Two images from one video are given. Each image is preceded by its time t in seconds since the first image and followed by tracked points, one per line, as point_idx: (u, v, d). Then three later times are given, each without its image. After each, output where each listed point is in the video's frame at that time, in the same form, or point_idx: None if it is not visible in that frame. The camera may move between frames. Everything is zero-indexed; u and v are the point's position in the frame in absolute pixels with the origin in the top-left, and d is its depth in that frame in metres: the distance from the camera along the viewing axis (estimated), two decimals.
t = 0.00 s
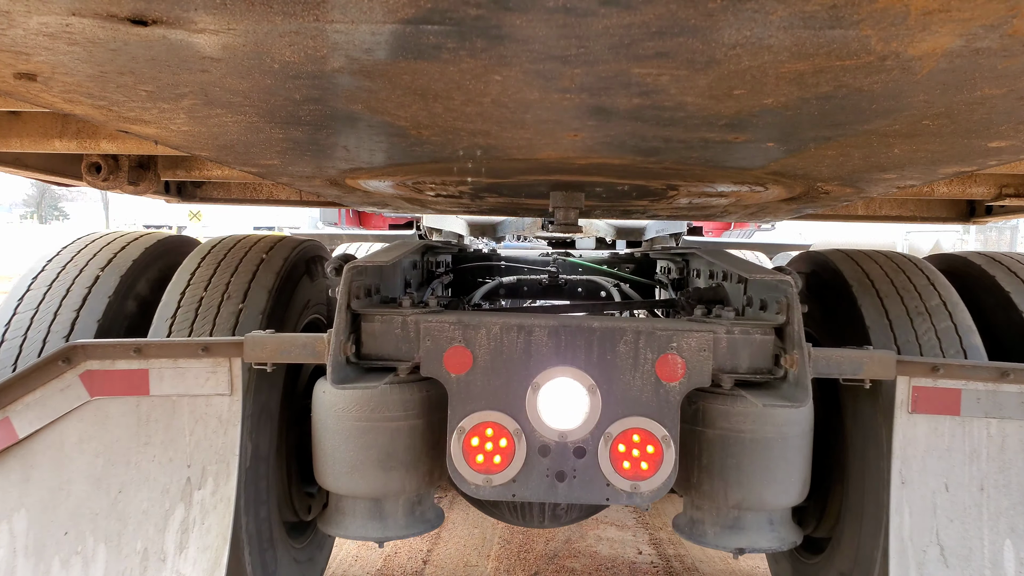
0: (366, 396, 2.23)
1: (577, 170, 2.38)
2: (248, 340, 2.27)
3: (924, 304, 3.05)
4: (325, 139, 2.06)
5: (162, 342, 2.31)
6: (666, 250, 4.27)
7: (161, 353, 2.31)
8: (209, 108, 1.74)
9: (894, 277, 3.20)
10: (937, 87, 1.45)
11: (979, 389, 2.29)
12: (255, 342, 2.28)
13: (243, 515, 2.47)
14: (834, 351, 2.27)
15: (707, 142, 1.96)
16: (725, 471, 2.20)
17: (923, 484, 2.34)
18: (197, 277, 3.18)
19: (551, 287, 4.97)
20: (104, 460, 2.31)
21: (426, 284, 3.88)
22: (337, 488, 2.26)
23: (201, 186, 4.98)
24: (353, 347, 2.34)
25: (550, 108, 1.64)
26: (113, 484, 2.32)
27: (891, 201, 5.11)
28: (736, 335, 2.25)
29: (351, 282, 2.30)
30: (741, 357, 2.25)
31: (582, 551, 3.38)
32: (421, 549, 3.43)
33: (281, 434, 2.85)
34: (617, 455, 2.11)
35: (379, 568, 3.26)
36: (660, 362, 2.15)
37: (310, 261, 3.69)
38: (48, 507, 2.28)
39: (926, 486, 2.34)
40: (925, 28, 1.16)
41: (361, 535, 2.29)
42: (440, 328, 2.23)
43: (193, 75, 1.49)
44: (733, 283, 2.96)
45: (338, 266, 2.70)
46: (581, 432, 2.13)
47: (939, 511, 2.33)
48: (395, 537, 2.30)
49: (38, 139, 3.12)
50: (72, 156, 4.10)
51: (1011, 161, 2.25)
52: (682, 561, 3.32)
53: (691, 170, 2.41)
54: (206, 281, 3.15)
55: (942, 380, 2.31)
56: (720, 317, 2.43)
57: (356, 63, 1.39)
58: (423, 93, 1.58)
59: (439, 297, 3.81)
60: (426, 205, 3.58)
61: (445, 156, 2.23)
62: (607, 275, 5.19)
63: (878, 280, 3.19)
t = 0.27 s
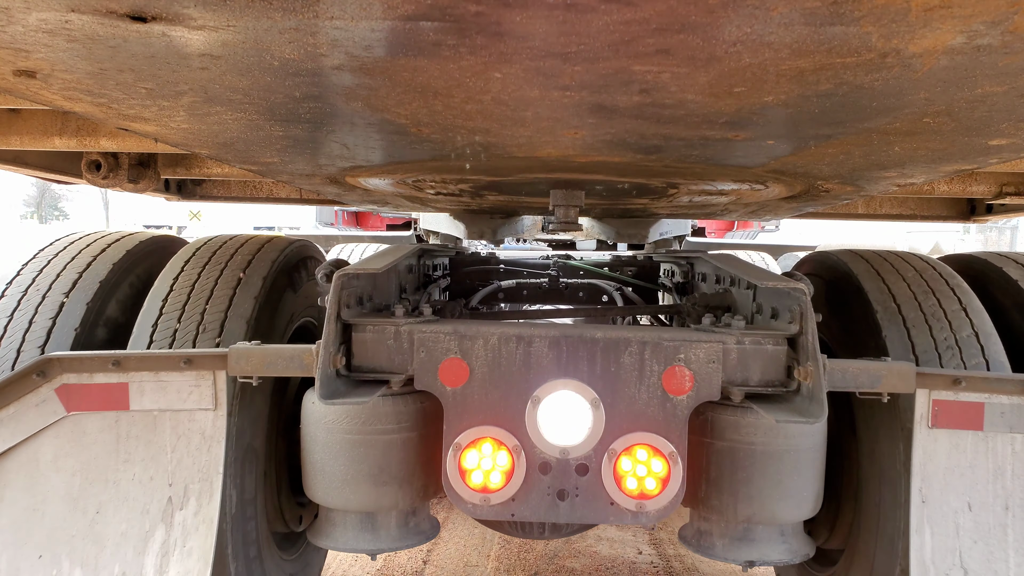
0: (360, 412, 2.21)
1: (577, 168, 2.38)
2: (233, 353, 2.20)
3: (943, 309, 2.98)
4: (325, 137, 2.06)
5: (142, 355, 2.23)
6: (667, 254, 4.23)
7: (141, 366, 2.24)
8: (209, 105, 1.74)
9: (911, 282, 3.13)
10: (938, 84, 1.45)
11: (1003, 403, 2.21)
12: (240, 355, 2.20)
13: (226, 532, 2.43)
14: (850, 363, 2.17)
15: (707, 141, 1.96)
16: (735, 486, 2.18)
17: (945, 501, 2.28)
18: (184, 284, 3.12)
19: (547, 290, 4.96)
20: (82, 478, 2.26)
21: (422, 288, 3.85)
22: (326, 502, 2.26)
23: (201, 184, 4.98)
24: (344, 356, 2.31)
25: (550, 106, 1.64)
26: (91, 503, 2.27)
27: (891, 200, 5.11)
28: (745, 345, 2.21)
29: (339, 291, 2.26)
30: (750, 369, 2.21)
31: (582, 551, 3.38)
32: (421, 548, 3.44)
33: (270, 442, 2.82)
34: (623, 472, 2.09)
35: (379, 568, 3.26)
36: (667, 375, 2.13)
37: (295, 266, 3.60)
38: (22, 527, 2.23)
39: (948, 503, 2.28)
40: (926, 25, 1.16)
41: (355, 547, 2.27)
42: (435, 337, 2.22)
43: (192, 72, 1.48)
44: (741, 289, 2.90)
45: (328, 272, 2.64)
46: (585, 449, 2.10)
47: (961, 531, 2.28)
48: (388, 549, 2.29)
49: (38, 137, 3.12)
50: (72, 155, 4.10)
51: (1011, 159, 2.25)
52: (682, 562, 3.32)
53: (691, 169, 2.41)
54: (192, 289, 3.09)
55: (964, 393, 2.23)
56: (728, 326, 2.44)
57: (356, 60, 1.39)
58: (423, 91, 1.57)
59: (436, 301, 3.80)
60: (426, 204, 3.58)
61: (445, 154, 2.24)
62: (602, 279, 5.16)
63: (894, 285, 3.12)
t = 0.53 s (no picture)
0: (359, 418, 2.21)
1: (577, 168, 2.38)
2: (228, 359, 2.19)
3: (951, 317, 2.97)
4: (325, 137, 2.06)
5: (136, 362, 2.21)
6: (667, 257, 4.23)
7: (135, 373, 2.22)
8: (209, 105, 1.74)
9: (920, 289, 3.12)
10: (938, 84, 1.45)
11: (1009, 409, 2.20)
12: (235, 361, 2.19)
13: (221, 539, 2.44)
14: (856, 369, 2.16)
15: (707, 141, 1.96)
16: (737, 492, 2.19)
17: (951, 508, 2.28)
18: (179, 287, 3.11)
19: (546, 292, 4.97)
20: (75, 486, 2.26)
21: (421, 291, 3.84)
22: (325, 507, 2.26)
23: (201, 184, 4.98)
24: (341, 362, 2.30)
25: (550, 106, 1.64)
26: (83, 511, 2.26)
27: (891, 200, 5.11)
28: (746, 351, 2.19)
29: (337, 296, 2.25)
30: (754, 375, 2.19)
31: (582, 551, 3.38)
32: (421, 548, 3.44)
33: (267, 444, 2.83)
34: (624, 479, 2.10)
35: (379, 568, 3.27)
36: (669, 381, 2.12)
37: (291, 268, 3.59)
38: (14, 536, 2.22)
39: (953, 511, 2.28)
40: (926, 25, 1.16)
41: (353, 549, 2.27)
42: (434, 343, 2.22)
43: (192, 72, 1.48)
44: (743, 293, 2.90)
45: (326, 276, 2.64)
46: (585, 457, 2.11)
47: (967, 538, 2.28)
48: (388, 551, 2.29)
49: (38, 137, 3.12)
50: (72, 154, 4.10)
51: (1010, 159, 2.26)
52: (682, 562, 3.32)
53: (691, 169, 2.41)
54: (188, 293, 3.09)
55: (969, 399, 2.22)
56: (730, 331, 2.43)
57: (356, 60, 1.39)
58: (423, 91, 1.57)
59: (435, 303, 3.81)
60: (426, 204, 3.58)
61: (445, 154, 2.24)
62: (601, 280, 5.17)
63: (902, 292, 3.11)
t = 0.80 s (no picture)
0: (360, 417, 2.21)
1: (576, 169, 2.38)
2: (229, 359, 2.19)
3: (949, 315, 2.97)
4: (325, 138, 2.06)
5: (138, 361, 2.22)
6: (667, 256, 4.23)
7: (138, 372, 2.23)
8: (209, 106, 1.74)
9: (918, 288, 3.12)
10: (938, 85, 1.45)
11: (1007, 408, 2.20)
12: (236, 360, 2.19)
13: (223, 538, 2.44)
14: (853, 369, 2.16)
15: (707, 141, 1.96)
16: (737, 490, 2.19)
17: (948, 507, 2.28)
18: (180, 287, 3.11)
19: (546, 292, 4.97)
20: (78, 484, 2.26)
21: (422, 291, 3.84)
22: (326, 505, 2.26)
23: (201, 185, 4.98)
24: (342, 361, 2.31)
25: (550, 107, 1.64)
26: (87, 509, 2.26)
27: (891, 200, 5.11)
28: (746, 350, 2.19)
29: (338, 295, 2.25)
30: (753, 374, 2.20)
31: (582, 551, 3.38)
32: (420, 548, 3.44)
33: (268, 444, 2.83)
34: (624, 477, 2.10)
35: (378, 568, 3.27)
36: (668, 381, 2.13)
37: (292, 267, 3.58)
38: (17, 535, 2.22)
39: (950, 509, 2.28)
40: (926, 26, 1.16)
41: (354, 549, 2.27)
42: (434, 342, 2.22)
43: (192, 73, 1.48)
44: (743, 292, 2.90)
45: (327, 275, 2.64)
46: (585, 455, 2.11)
47: (965, 537, 2.28)
48: (389, 551, 2.29)
49: (38, 137, 3.12)
50: (72, 155, 4.10)
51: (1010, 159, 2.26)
52: (682, 562, 3.32)
53: (690, 169, 2.41)
54: (190, 292, 3.09)
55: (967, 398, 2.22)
56: (729, 330, 2.43)
57: (356, 61, 1.39)
58: (422, 91, 1.58)
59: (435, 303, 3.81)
60: (426, 204, 3.58)
61: (444, 155, 2.24)
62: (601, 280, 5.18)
63: (900, 290, 3.12)
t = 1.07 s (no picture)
0: (360, 416, 2.22)
1: (576, 169, 2.38)
2: (230, 358, 2.19)
3: (947, 313, 2.98)
4: (324, 138, 2.06)
5: (139, 360, 2.23)
6: (667, 255, 4.23)
7: (138, 371, 2.23)
8: (209, 106, 1.74)
9: (916, 287, 3.12)
10: (938, 85, 1.45)
11: (1006, 407, 2.21)
12: (237, 359, 2.20)
13: (223, 537, 2.44)
14: (853, 367, 2.16)
15: (707, 141, 1.96)
16: (736, 489, 2.19)
17: (947, 506, 2.28)
18: (181, 286, 3.11)
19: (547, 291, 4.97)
20: (79, 483, 2.26)
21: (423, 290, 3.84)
22: (326, 505, 2.26)
23: (201, 185, 4.98)
24: (343, 359, 2.31)
25: (550, 107, 1.64)
26: (87, 508, 2.26)
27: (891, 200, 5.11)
28: (746, 349, 2.20)
29: (338, 295, 2.25)
30: (752, 373, 2.20)
31: (582, 551, 3.38)
32: (420, 548, 3.44)
33: (269, 443, 2.83)
34: (624, 476, 2.10)
35: (378, 568, 3.26)
36: (667, 380, 2.13)
37: (292, 267, 3.58)
38: (17, 535, 2.21)
39: (949, 508, 2.28)
40: (926, 26, 1.16)
41: (354, 548, 2.27)
42: (435, 341, 2.22)
43: (192, 73, 1.49)
44: (742, 291, 2.90)
45: (327, 275, 2.64)
46: (585, 454, 2.09)
47: (963, 535, 2.28)
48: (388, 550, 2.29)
49: (38, 138, 3.12)
50: (72, 155, 4.10)
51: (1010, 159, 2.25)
52: (682, 562, 3.32)
53: (690, 169, 2.41)
54: (191, 291, 3.09)
55: (966, 396, 2.22)
56: (729, 330, 2.43)
57: (356, 61, 1.39)
58: (422, 92, 1.58)
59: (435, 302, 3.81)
60: (426, 204, 3.58)
61: (444, 155, 2.24)
62: (602, 279, 5.18)
63: (899, 289, 3.12)
